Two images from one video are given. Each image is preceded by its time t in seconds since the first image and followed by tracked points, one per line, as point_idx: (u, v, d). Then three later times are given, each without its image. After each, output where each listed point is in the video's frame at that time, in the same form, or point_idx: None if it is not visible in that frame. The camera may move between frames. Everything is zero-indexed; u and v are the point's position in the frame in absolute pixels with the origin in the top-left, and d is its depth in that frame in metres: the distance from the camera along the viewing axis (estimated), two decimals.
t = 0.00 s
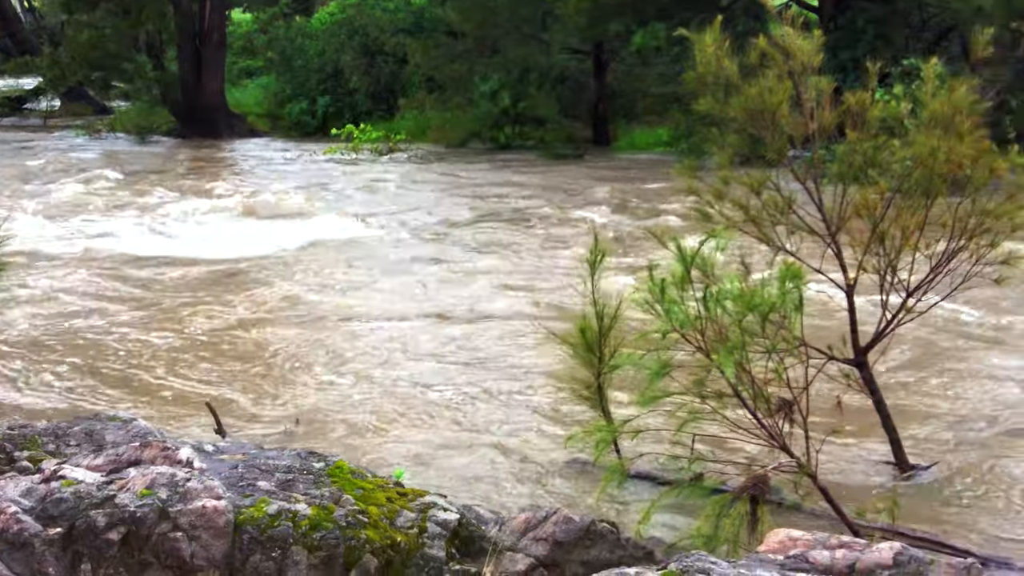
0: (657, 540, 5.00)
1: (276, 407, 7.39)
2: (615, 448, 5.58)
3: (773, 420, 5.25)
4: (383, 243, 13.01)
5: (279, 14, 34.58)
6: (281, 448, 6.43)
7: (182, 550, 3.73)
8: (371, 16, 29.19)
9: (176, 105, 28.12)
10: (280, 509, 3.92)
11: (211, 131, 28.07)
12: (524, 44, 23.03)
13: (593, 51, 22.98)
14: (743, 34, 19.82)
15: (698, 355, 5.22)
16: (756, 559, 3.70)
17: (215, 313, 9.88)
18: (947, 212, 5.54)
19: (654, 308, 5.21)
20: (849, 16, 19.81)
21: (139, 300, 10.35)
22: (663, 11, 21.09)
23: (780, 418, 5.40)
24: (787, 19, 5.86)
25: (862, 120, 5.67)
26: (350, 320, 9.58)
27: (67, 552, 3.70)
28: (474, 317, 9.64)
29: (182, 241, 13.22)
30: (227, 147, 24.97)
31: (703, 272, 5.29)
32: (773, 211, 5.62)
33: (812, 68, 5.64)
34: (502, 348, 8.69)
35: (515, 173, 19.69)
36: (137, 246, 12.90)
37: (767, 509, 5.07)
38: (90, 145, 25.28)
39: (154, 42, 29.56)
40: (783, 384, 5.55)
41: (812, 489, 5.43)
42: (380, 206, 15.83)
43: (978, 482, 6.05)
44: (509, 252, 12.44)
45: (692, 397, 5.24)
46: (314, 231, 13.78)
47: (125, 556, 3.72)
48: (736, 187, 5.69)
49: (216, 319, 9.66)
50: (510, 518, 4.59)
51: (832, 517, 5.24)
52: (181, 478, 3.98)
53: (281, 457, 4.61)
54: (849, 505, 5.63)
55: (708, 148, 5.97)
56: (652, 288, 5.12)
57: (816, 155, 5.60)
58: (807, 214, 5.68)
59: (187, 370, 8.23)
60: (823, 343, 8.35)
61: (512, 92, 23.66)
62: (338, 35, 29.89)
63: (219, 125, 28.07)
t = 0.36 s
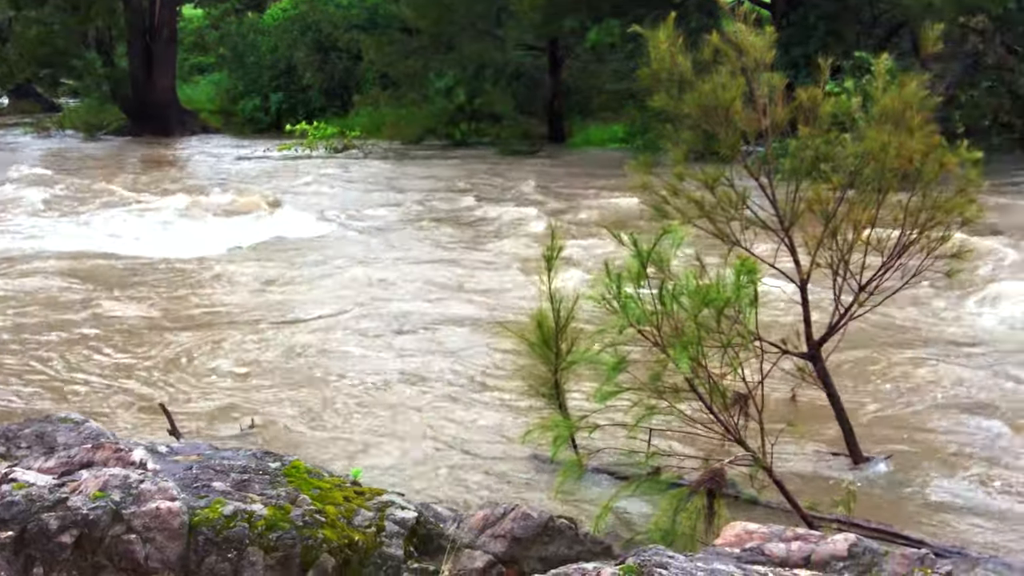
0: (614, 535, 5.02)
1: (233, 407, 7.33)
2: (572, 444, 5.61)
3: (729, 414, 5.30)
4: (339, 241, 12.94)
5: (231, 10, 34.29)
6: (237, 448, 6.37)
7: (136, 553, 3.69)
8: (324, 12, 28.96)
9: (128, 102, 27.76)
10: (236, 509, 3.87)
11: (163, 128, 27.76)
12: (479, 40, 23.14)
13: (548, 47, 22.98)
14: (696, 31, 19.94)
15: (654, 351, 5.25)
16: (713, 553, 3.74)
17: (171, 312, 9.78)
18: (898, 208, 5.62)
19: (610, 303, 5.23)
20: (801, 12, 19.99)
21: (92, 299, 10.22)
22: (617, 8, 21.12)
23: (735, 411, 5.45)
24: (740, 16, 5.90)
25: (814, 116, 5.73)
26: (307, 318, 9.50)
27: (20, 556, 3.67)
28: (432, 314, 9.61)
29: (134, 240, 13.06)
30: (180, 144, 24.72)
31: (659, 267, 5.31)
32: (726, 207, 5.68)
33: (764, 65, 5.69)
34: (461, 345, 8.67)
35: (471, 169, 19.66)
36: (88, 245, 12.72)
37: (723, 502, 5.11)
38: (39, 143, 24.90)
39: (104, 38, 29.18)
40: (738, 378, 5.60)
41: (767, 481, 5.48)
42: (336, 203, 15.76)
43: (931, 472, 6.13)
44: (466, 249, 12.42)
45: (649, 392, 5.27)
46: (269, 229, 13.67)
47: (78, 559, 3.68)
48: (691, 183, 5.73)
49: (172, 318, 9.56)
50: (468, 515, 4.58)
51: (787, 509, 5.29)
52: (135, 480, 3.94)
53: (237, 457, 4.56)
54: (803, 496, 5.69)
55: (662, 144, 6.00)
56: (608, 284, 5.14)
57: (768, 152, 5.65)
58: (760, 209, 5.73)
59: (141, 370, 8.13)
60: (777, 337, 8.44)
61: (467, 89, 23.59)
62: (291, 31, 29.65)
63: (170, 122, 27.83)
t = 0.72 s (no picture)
0: (573, 530, 5.04)
1: (189, 407, 7.25)
2: (529, 439, 5.62)
3: (684, 408, 5.34)
4: (295, 239, 12.87)
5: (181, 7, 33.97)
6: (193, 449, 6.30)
7: (90, 555, 3.67)
8: (276, 9, 28.69)
9: (78, 99, 27.36)
10: (191, 510, 3.83)
11: (114, 126, 27.39)
12: (434, 37, 22.97)
13: (502, 44, 22.97)
14: (650, 28, 20.02)
15: (611, 346, 5.27)
16: (670, 546, 3.77)
17: (125, 313, 9.65)
18: (849, 203, 5.69)
19: (566, 300, 5.24)
20: (753, 9, 20.18)
21: (44, 300, 10.06)
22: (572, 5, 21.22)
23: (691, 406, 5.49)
24: (693, 12, 5.92)
25: (766, 112, 5.79)
26: (263, 317, 9.45)
27: None
28: (390, 312, 9.60)
29: (84, 239, 12.87)
30: (131, 143, 24.40)
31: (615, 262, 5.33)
32: (680, 203, 5.72)
33: (718, 61, 5.73)
34: (419, 342, 8.67)
35: (427, 166, 19.60)
36: (38, 245, 12.52)
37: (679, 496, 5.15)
38: None
39: (52, 35, 28.73)
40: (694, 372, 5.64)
41: (722, 474, 5.53)
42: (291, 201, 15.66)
43: (883, 462, 6.23)
44: (423, 247, 12.41)
45: (606, 387, 5.30)
46: (223, 228, 13.54)
47: (30, 562, 3.68)
48: (646, 179, 5.76)
49: (125, 319, 9.44)
50: (426, 512, 4.57)
51: (743, 502, 5.34)
52: (87, 483, 3.90)
53: (192, 457, 4.52)
54: (758, 488, 5.75)
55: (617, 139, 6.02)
56: (564, 281, 5.15)
57: (721, 147, 5.70)
58: (714, 205, 5.78)
59: (94, 372, 8.02)
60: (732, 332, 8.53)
61: (422, 85, 23.59)
62: (243, 27, 29.38)
63: (121, 119, 27.48)
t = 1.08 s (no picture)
0: (531, 526, 5.04)
1: (144, 408, 7.18)
2: (488, 437, 5.61)
3: (641, 404, 5.37)
4: (250, 237, 12.77)
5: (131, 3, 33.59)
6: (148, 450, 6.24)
7: (43, 558, 3.64)
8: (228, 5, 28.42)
9: (26, 97, 26.93)
10: (146, 512, 3.80)
11: (64, 123, 26.99)
12: (388, 33, 22.81)
13: (457, 41, 22.94)
14: (604, 24, 20.09)
15: (568, 343, 5.28)
16: (628, 540, 3.79)
17: (77, 313, 9.53)
18: (802, 198, 5.76)
19: (523, 296, 5.25)
20: (706, 6, 20.34)
21: None
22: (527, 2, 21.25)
23: (648, 401, 5.52)
24: (646, 9, 5.96)
25: (720, 109, 5.84)
26: (216, 316, 9.34)
27: None
28: (346, 310, 9.53)
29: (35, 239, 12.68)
30: (81, 141, 24.05)
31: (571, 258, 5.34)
32: (636, 199, 5.75)
33: (672, 58, 5.78)
34: (375, 340, 8.62)
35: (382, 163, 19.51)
36: None
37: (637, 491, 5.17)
38: None
39: None
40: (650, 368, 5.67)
41: (679, 469, 5.56)
42: (246, 198, 15.54)
43: (836, 455, 6.30)
44: (379, 244, 12.33)
45: (563, 383, 5.31)
46: (177, 226, 13.40)
47: None
48: (602, 175, 5.77)
49: (78, 319, 9.31)
50: (384, 510, 4.56)
51: (700, 496, 5.37)
52: (40, 485, 3.87)
53: (147, 458, 4.48)
54: (715, 482, 5.79)
55: (572, 136, 6.03)
56: (520, 277, 5.15)
57: (676, 144, 5.74)
58: (669, 201, 5.81)
59: (46, 374, 7.90)
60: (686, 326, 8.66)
61: (377, 82, 23.60)
62: (195, 23, 29.08)
63: (70, 116, 27.03)
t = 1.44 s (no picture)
0: (492, 525, 5.04)
1: (101, 410, 7.10)
2: (448, 436, 5.61)
3: (601, 401, 5.39)
4: (207, 236, 12.67)
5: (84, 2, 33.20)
6: (106, 453, 6.17)
7: None
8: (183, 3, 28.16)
9: None
10: (102, 516, 3.75)
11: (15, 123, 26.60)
12: (345, 32, 22.66)
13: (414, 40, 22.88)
14: (562, 23, 20.13)
15: (528, 341, 5.29)
16: (589, 537, 3.80)
17: (31, 314, 9.40)
18: (759, 196, 5.80)
19: (483, 295, 5.24)
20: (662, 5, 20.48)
21: None
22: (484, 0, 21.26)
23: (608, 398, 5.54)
24: (604, 8, 5.98)
25: (677, 107, 5.87)
26: (174, 317, 9.26)
27: None
28: (306, 310, 9.49)
29: None
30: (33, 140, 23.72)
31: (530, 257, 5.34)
32: (596, 197, 5.76)
33: (629, 57, 5.80)
34: (336, 340, 8.58)
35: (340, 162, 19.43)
36: None
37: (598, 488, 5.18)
38: None
39: None
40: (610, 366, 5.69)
41: (639, 466, 5.58)
42: (203, 198, 15.42)
43: (793, 449, 6.37)
44: (338, 243, 12.28)
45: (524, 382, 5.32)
46: (132, 227, 13.26)
47: None
48: (560, 173, 5.78)
49: (32, 321, 9.19)
50: (344, 511, 4.54)
51: (660, 493, 5.40)
52: None
53: (102, 462, 4.43)
54: (676, 479, 5.82)
55: (530, 135, 6.02)
56: (480, 276, 5.15)
57: (632, 143, 5.77)
58: (627, 199, 5.83)
59: None
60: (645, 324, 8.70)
61: (334, 80, 23.43)
62: (149, 21, 28.78)
63: (23, 116, 26.65)
